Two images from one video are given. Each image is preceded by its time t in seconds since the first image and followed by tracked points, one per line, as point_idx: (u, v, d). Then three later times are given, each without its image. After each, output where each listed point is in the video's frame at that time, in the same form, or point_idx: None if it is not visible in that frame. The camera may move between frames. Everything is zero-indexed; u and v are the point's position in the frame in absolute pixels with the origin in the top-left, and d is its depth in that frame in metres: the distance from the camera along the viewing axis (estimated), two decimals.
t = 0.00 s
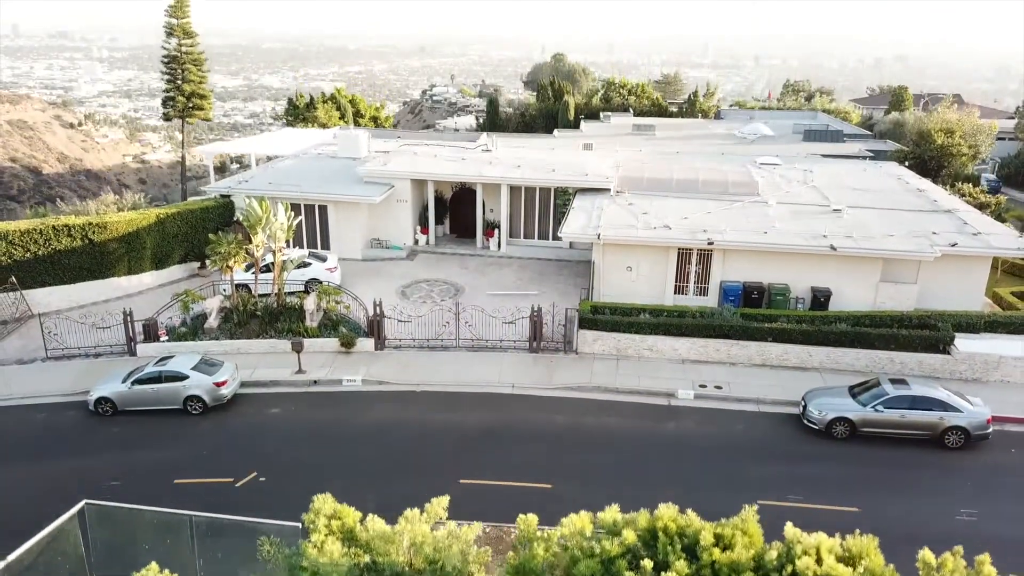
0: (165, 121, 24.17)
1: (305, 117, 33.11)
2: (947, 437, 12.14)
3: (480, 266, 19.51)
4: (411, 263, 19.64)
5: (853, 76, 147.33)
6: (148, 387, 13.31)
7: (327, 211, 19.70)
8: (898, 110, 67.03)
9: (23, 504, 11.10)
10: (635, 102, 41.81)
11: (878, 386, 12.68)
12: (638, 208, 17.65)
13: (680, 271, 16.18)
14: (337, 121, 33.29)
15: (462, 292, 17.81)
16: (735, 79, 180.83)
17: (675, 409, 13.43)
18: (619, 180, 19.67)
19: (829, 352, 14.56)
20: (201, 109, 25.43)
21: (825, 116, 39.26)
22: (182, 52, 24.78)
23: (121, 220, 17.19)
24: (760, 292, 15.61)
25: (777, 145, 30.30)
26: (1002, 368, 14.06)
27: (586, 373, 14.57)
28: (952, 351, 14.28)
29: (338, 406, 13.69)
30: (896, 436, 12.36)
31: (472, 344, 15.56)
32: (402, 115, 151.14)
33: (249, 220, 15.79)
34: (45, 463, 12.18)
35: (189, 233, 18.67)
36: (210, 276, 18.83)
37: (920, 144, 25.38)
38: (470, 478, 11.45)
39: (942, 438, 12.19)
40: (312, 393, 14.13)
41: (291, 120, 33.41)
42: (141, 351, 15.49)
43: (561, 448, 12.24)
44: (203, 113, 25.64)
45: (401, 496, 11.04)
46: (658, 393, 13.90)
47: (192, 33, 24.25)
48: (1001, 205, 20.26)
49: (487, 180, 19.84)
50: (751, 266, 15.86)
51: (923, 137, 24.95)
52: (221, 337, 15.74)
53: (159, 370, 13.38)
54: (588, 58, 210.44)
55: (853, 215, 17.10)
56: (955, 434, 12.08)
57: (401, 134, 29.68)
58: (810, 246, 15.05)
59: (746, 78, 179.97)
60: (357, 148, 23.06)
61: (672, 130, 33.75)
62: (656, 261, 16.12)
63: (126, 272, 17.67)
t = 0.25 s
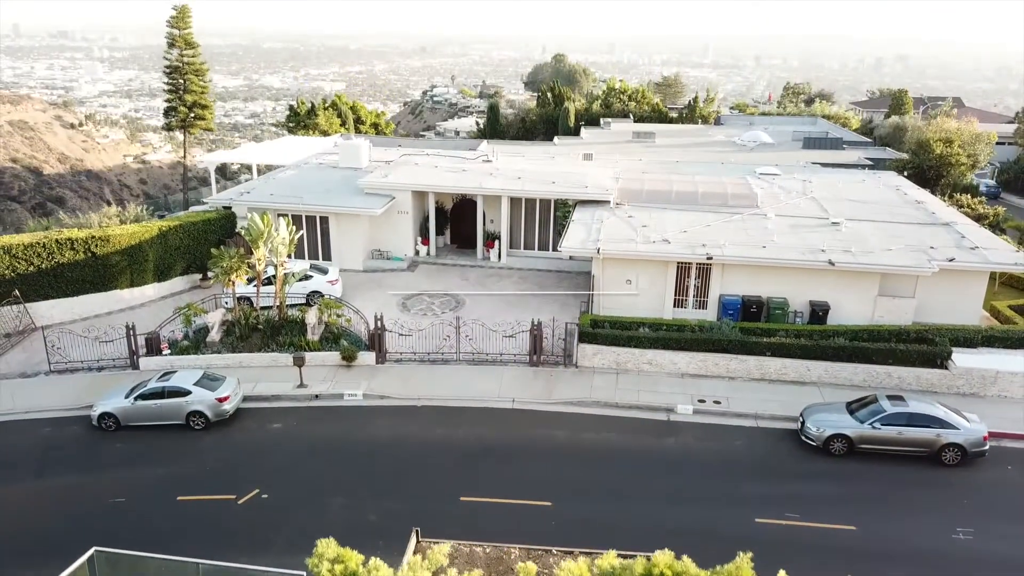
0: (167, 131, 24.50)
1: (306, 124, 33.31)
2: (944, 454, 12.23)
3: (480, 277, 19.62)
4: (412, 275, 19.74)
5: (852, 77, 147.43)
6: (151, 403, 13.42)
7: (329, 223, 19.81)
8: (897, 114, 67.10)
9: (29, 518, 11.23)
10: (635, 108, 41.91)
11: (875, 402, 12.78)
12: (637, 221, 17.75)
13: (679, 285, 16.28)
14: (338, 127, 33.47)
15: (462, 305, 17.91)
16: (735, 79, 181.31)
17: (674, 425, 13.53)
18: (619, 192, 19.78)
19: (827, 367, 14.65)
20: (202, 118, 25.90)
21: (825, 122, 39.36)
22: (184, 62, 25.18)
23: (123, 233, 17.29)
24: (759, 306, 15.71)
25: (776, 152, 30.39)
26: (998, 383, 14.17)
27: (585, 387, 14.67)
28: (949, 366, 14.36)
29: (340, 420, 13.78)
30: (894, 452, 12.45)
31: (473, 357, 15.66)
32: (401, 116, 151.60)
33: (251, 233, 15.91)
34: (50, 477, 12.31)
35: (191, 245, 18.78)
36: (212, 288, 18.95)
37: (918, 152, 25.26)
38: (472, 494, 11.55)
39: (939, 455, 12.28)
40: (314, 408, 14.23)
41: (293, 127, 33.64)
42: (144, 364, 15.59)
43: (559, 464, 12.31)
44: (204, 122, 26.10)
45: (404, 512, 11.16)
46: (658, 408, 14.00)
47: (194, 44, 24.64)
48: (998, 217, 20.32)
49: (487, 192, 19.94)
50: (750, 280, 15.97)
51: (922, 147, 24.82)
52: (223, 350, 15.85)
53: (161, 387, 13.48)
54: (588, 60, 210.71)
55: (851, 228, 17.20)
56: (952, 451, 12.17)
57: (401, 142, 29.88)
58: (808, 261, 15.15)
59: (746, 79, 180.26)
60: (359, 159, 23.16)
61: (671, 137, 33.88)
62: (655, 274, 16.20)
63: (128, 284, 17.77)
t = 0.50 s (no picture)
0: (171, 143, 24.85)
1: (307, 131, 33.41)
2: (941, 472, 12.32)
3: (481, 289, 19.71)
4: (413, 286, 19.85)
5: (853, 78, 147.35)
6: (153, 419, 13.50)
7: (330, 236, 19.91)
8: (897, 119, 67.10)
9: (35, 534, 11.34)
10: (634, 114, 41.94)
11: (873, 420, 12.86)
12: (635, 234, 17.86)
13: (679, 299, 16.36)
14: (339, 135, 33.55)
15: (463, 317, 18.00)
16: (736, 79, 181.90)
17: (673, 440, 13.64)
18: (619, 204, 19.86)
19: (825, 382, 14.74)
20: (205, 129, 26.36)
21: (824, 129, 39.43)
22: (186, 73, 25.67)
23: (125, 246, 17.39)
24: (757, 320, 15.81)
25: (775, 160, 30.51)
26: (995, 399, 14.27)
27: (585, 402, 14.77)
28: (946, 381, 14.47)
29: (341, 436, 13.89)
30: (890, 470, 12.55)
31: (473, 371, 15.75)
32: (402, 116, 151.70)
33: (253, 248, 16.06)
34: (55, 493, 12.41)
35: (193, 257, 18.88)
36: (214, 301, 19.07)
37: (918, 162, 25.34)
38: (472, 512, 11.63)
39: (935, 472, 12.38)
40: (315, 423, 14.34)
41: (294, 134, 33.75)
42: (147, 378, 15.69)
43: (558, 481, 12.39)
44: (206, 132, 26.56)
45: (405, 529, 11.23)
46: (657, 423, 14.09)
47: (196, 56, 25.16)
48: (996, 229, 20.42)
49: (488, 205, 20.05)
50: (748, 294, 16.07)
51: (921, 156, 24.90)
52: (225, 364, 15.96)
53: (163, 403, 13.57)
54: (588, 61, 210.77)
55: (849, 241, 17.29)
56: (949, 468, 12.26)
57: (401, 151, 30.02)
58: (805, 276, 15.26)
59: (747, 79, 180.86)
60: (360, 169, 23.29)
61: (671, 144, 33.98)
62: (654, 289, 16.29)
63: (131, 297, 17.89)
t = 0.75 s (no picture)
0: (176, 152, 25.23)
1: (308, 140, 33.59)
2: (937, 490, 12.42)
3: (481, 301, 19.82)
4: (414, 298, 19.95)
5: (853, 79, 147.62)
6: (156, 435, 13.62)
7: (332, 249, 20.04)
8: (897, 124, 67.23)
9: (39, 551, 11.44)
10: (635, 120, 42.01)
11: (870, 437, 12.98)
12: (630, 245, 18.14)
13: (678, 313, 16.48)
14: (340, 143, 33.64)
15: (464, 330, 18.12)
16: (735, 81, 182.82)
17: (672, 457, 13.73)
18: (619, 217, 20.00)
19: (824, 398, 14.84)
20: (206, 138, 26.93)
21: (824, 136, 39.56)
22: (188, 84, 26.38)
23: (128, 260, 17.50)
24: (756, 335, 15.91)
25: (775, 169, 30.66)
26: (992, 415, 14.37)
27: (585, 417, 14.85)
28: (944, 398, 14.57)
29: (342, 452, 13.98)
30: (888, 487, 12.65)
31: (473, 385, 15.85)
32: (402, 117, 152.42)
33: (255, 263, 16.23)
34: (58, 509, 12.49)
35: (195, 270, 18.96)
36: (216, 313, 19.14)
37: (917, 171, 25.55)
38: (473, 530, 11.69)
39: (933, 490, 12.47)
40: (317, 439, 14.44)
41: (295, 142, 33.93)
42: (149, 393, 15.79)
43: (558, 500, 12.44)
44: (208, 142, 27.14)
45: (406, 548, 11.29)
46: (656, 440, 14.19)
47: (196, 65, 25.94)
48: (994, 240, 20.58)
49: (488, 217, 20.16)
50: (747, 309, 16.18)
51: (920, 166, 25.12)
52: (227, 378, 16.07)
53: (166, 419, 13.69)
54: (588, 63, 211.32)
55: (847, 255, 17.40)
56: (945, 486, 12.36)
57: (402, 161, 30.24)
58: (803, 292, 15.37)
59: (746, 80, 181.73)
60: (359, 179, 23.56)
61: (671, 151, 34.13)
62: (652, 303, 16.41)
63: (133, 310, 17.99)
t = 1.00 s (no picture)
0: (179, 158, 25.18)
1: (309, 147, 33.81)
2: (934, 507, 12.50)
3: (482, 313, 19.91)
4: (415, 309, 20.05)
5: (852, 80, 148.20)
6: (159, 451, 13.73)
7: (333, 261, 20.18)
8: (898, 128, 67.18)
9: (42, 569, 11.52)
10: (635, 126, 42.14)
11: (868, 454, 13.06)
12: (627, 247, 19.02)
13: (677, 327, 16.58)
14: (340, 150, 33.79)
15: (464, 343, 18.22)
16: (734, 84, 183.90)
17: (672, 473, 13.82)
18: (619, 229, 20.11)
19: (821, 413, 14.94)
20: (209, 148, 27.05)
21: (824, 143, 39.60)
22: (190, 94, 26.50)
23: (130, 273, 17.60)
24: (755, 349, 15.98)
25: (774, 177, 30.81)
26: (989, 430, 14.44)
27: (585, 433, 14.93)
28: (941, 413, 14.66)
29: (343, 468, 14.08)
30: (885, 504, 12.73)
31: (474, 400, 15.94)
32: (402, 118, 152.82)
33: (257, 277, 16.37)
34: (61, 527, 12.57)
35: (198, 282, 19.06)
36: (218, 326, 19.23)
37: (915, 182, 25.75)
38: (474, 549, 11.75)
39: (930, 507, 12.54)
40: (318, 453, 14.54)
41: (296, 149, 34.14)
42: (152, 408, 15.87)
43: (558, 518, 12.50)
44: (210, 151, 27.26)
45: (406, 564, 11.37)
46: (656, 455, 14.28)
47: (198, 75, 26.05)
48: (991, 252, 20.73)
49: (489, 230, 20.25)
50: (747, 324, 16.26)
51: (918, 176, 25.33)
52: (229, 393, 16.18)
53: (169, 435, 13.80)
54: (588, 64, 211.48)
55: (846, 269, 17.50)
56: (942, 503, 12.44)
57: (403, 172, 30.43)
58: (801, 307, 15.46)
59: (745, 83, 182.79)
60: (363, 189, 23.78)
61: (670, 159, 34.22)
62: (653, 315, 16.51)
63: (136, 323, 18.08)
